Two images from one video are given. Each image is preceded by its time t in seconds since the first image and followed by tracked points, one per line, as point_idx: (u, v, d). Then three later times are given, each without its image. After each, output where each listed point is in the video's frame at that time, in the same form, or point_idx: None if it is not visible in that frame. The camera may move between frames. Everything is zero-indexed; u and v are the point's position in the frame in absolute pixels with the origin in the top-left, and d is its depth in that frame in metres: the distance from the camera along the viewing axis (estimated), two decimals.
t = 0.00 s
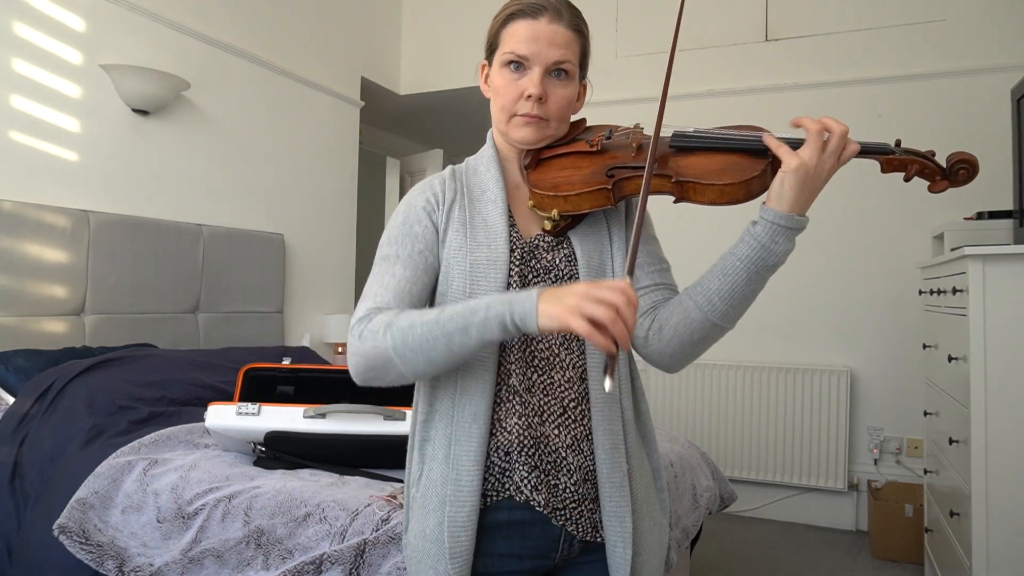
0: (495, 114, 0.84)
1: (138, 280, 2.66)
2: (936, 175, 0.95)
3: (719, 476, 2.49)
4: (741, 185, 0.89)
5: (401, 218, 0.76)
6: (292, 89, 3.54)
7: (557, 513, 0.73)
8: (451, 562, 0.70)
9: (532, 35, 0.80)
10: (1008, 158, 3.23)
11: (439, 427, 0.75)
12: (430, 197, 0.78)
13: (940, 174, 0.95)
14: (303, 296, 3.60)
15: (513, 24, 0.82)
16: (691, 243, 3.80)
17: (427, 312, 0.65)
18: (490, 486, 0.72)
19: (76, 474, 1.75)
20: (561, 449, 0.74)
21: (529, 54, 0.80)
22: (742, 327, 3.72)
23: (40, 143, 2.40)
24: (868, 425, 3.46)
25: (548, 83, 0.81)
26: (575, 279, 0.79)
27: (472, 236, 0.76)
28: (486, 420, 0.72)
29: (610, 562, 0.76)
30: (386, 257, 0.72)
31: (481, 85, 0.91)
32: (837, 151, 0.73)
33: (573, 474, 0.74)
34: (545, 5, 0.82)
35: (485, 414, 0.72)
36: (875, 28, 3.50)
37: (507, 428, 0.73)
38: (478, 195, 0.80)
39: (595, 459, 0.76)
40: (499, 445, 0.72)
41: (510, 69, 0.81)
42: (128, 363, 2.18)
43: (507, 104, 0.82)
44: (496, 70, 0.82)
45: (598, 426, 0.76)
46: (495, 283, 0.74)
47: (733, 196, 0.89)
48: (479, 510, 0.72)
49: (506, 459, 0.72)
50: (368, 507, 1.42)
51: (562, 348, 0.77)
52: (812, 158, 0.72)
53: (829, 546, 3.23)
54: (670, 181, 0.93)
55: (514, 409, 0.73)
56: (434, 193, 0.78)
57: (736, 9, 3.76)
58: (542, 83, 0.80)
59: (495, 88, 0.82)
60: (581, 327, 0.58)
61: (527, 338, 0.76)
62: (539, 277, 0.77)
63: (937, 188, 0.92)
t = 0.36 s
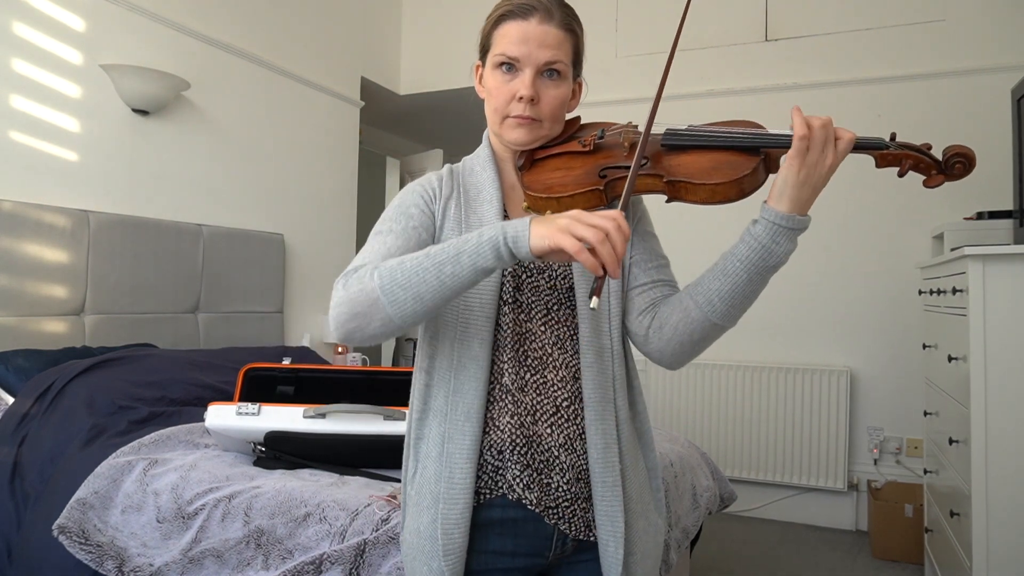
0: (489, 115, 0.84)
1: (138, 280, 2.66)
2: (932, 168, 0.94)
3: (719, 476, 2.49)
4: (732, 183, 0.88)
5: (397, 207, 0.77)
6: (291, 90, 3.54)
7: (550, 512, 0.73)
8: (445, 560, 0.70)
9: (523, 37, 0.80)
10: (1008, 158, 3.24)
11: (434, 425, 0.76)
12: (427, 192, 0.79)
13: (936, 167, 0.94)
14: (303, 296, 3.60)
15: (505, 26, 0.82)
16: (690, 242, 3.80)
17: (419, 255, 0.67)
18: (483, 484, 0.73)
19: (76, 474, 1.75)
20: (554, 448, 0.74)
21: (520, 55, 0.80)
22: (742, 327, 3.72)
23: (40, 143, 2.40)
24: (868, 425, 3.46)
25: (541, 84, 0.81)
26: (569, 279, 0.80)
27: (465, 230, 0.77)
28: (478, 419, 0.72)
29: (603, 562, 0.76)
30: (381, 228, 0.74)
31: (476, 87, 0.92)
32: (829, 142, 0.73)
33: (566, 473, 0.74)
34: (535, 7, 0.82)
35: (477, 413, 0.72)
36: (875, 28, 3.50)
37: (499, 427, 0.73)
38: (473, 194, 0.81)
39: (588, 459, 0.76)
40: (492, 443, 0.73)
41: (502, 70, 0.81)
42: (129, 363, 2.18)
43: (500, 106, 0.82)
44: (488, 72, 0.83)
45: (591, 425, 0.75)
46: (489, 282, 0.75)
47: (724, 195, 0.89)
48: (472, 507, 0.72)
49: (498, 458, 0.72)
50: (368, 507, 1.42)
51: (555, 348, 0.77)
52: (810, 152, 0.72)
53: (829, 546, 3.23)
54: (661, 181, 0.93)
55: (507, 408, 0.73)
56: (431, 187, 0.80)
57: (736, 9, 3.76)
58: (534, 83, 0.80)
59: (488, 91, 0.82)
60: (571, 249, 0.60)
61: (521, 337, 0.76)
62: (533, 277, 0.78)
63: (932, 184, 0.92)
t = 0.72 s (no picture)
0: (478, 116, 0.84)
1: (138, 279, 2.66)
2: (924, 159, 0.87)
3: (719, 476, 2.49)
4: (715, 183, 0.86)
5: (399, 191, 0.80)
6: (291, 90, 3.54)
7: (535, 512, 0.73)
8: (432, 556, 0.72)
9: (505, 36, 0.81)
10: (1008, 159, 3.24)
11: (424, 421, 0.78)
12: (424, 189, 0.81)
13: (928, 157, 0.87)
14: (303, 296, 3.60)
15: (487, 26, 0.82)
16: (690, 242, 3.80)
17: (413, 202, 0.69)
18: (470, 482, 0.74)
19: (76, 474, 1.75)
20: (540, 449, 0.74)
21: (503, 55, 0.80)
22: (743, 327, 3.72)
23: (40, 143, 2.40)
24: (868, 425, 3.46)
25: (526, 82, 0.81)
26: (559, 280, 0.78)
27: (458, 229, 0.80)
28: (466, 418, 0.74)
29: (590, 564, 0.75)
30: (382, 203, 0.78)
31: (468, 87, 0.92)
32: (855, 138, 0.68)
33: (552, 473, 0.74)
34: (516, 4, 0.83)
35: (464, 412, 0.74)
36: (875, 28, 3.49)
37: (485, 427, 0.74)
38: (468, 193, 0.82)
39: (576, 459, 0.75)
40: (479, 443, 0.74)
41: (488, 71, 0.82)
42: (129, 363, 2.18)
43: (488, 107, 0.81)
44: (475, 74, 0.83)
45: (578, 426, 0.74)
46: (478, 284, 0.77)
47: (706, 195, 0.86)
48: (459, 505, 0.73)
49: (484, 458, 0.73)
50: (368, 507, 1.42)
51: (543, 349, 0.77)
52: (828, 148, 0.67)
53: (829, 546, 3.23)
54: (643, 181, 0.89)
55: (492, 408, 0.74)
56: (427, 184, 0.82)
57: (736, 9, 3.76)
58: (519, 83, 0.80)
59: (475, 92, 0.82)
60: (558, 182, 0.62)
61: (508, 338, 0.77)
62: (522, 278, 0.78)
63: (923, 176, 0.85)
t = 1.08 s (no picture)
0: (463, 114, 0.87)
1: (138, 279, 2.66)
2: (895, 150, 0.79)
3: (719, 476, 2.49)
4: (679, 184, 0.78)
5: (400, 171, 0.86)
6: (291, 89, 3.54)
7: (511, 513, 0.75)
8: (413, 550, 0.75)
9: (480, 32, 0.83)
10: (1007, 159, 3.24)
11: (405, 417, 0.80)
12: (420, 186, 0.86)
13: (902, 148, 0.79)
14: (303, 297, 3.60)
15: (463, 24, 0.85)
16: (690, 242, 3.80)
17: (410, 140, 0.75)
18: (449, 479, 0.76)
19: (76, 474, 1.75)
20: (516, 451, 0.75)
21: (479, 51, 0.83)
22: (742, 327, 3.72)
23: (40, 143, 2.40)
24: (868, 425, 3.46)
25: (504, 76, 0.83)
26: (540, 284, 0.79)
27: (445, 226, 0.83)
28: (446, 415, 0.76)
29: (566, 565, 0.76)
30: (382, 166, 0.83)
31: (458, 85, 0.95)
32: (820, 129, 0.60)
33: (528, 474, 0.75)
34: None
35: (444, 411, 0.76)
36: (875, 28, 3.50)
37: (464, 426, 0.75)
38: (458, 194, 0.85)
39: (552, 462, 0.75)
40: (458, 442, 0.75)
41: (468, 69, 0.84)
42: (129, 363, 2.18)
43: (470, 104, 0.84)
44: (456, 73, 0.86)
45: (554, 428, 0.74)
46: (459, 283, 0.79)
47: (672, 196, 0.78)
48: (439, 501, 0.75)
49: (463, 458, 0.75)
50: (368, 507, 1.42)
51: (522, 351, 0.77)
52: (785, 142, 0.60)
53: (829, 546, 3.23)
54: (609, 182, 0.81)
55: (470, 409, 0.76)
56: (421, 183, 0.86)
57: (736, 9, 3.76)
58: (497, 77, 0.82)
59: (457, 91, 0.85)
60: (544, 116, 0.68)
61: (488, 339, 0.78)
62: (502, 280, 0.79)
63: (894, 169, 0.78)
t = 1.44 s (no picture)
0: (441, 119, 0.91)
1: (138, 279, 2.65)
2: (836, 147, 0.71)
3: (719, 476, 2.49)
4: (623, 186, 0.74)
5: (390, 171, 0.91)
6: (291, 90, 3.54)
7: (482, 513, 0.78)
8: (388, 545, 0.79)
9: (447, 40, 0.87)
10: (1007, 159, 3.25)
11: (386, 414, 0.85)
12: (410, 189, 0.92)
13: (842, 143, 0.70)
14: (303, 297, 3.60)
15: (432, 31, 0.89)
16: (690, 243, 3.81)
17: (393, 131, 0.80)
18: (423, 478, 0.80)
19: (76, 474, 1.75)
20: (486, 451, 0.77)
21: (449, 58, 0.86)
22: (742, 327, 3.72)
23: (40, 143, 2.40)
24: (868, 425, 3.46)
25: (477, 81, 0.88)
26: (512, 285, 0.80)
27: (429, 226, 0.88)
28: (420, 414, 0.79)
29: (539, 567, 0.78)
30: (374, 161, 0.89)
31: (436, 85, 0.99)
32: (746, 123, 0.60)
33: (499, 476, 0.77)
34: (456, 6, 0.88)
35: (417, 411, 0.79)
36: (875, 28, 3.50)
37: (436, 426, 0.79)
38: (442, 195, 0.89)
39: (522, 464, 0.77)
40: (431, 441, 0.79)
41: (441, 77, 0.88)
42: (129, 363, 2.18)
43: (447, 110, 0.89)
44: (430, 79, 0.90)
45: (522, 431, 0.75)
46: (435, 284, 0.83)
47: (616, 199, 0.75)
48: (414, 498, 0.80)
49: (435, 457, 0.78)
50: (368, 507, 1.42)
51: (494, 353, 0.79)
52: (710, 132, 0.59)
53: (829, 546, 3.23)
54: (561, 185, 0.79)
55: (442, 409, 0.79)
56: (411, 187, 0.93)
57: (736, 9, 3.76)
58: (469, 83, 0.87)
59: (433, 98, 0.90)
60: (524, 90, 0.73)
61: (461, 340, 0.81)
62: (477, 282, 0.82)
63: (832, 169, 0.68)
